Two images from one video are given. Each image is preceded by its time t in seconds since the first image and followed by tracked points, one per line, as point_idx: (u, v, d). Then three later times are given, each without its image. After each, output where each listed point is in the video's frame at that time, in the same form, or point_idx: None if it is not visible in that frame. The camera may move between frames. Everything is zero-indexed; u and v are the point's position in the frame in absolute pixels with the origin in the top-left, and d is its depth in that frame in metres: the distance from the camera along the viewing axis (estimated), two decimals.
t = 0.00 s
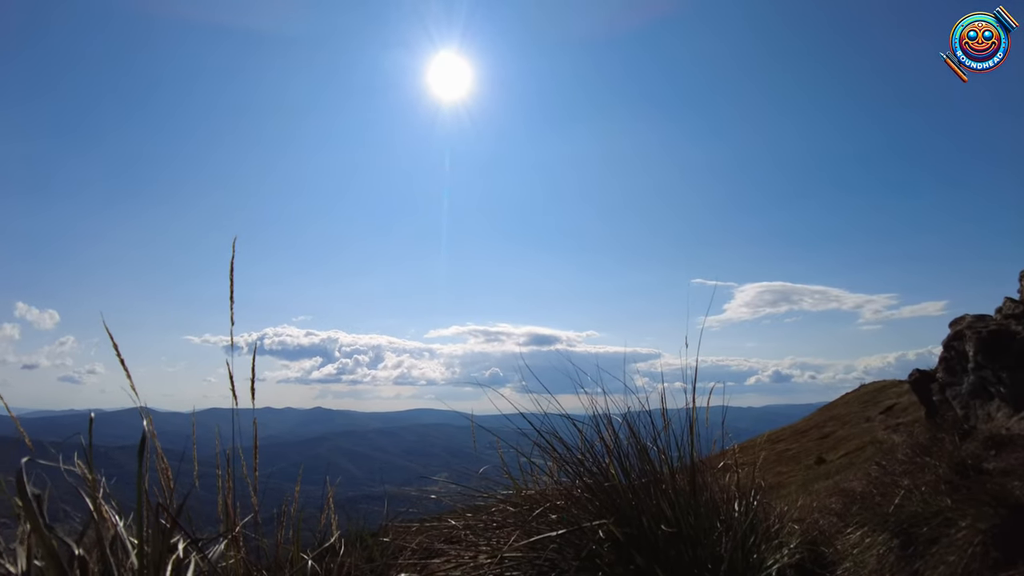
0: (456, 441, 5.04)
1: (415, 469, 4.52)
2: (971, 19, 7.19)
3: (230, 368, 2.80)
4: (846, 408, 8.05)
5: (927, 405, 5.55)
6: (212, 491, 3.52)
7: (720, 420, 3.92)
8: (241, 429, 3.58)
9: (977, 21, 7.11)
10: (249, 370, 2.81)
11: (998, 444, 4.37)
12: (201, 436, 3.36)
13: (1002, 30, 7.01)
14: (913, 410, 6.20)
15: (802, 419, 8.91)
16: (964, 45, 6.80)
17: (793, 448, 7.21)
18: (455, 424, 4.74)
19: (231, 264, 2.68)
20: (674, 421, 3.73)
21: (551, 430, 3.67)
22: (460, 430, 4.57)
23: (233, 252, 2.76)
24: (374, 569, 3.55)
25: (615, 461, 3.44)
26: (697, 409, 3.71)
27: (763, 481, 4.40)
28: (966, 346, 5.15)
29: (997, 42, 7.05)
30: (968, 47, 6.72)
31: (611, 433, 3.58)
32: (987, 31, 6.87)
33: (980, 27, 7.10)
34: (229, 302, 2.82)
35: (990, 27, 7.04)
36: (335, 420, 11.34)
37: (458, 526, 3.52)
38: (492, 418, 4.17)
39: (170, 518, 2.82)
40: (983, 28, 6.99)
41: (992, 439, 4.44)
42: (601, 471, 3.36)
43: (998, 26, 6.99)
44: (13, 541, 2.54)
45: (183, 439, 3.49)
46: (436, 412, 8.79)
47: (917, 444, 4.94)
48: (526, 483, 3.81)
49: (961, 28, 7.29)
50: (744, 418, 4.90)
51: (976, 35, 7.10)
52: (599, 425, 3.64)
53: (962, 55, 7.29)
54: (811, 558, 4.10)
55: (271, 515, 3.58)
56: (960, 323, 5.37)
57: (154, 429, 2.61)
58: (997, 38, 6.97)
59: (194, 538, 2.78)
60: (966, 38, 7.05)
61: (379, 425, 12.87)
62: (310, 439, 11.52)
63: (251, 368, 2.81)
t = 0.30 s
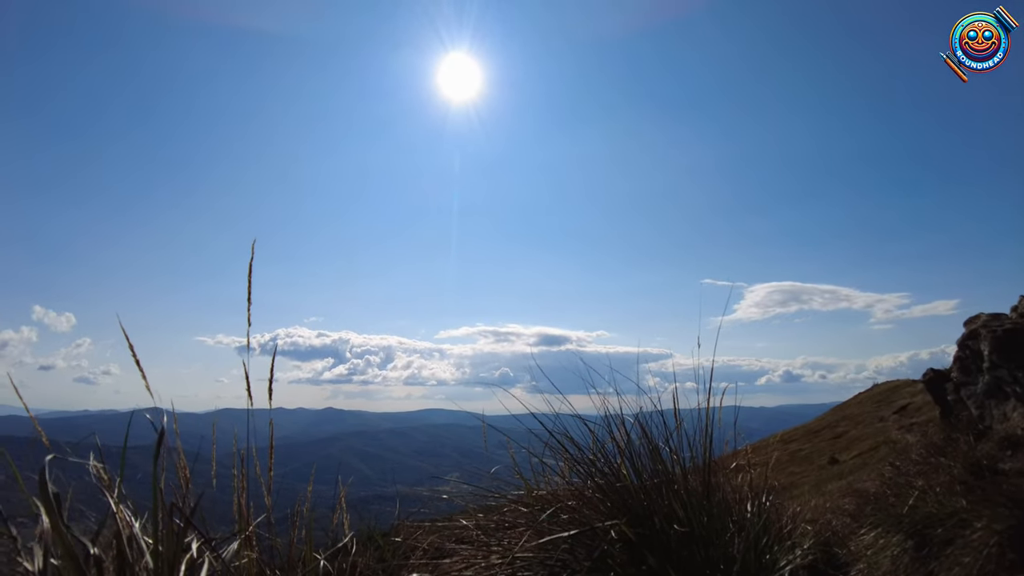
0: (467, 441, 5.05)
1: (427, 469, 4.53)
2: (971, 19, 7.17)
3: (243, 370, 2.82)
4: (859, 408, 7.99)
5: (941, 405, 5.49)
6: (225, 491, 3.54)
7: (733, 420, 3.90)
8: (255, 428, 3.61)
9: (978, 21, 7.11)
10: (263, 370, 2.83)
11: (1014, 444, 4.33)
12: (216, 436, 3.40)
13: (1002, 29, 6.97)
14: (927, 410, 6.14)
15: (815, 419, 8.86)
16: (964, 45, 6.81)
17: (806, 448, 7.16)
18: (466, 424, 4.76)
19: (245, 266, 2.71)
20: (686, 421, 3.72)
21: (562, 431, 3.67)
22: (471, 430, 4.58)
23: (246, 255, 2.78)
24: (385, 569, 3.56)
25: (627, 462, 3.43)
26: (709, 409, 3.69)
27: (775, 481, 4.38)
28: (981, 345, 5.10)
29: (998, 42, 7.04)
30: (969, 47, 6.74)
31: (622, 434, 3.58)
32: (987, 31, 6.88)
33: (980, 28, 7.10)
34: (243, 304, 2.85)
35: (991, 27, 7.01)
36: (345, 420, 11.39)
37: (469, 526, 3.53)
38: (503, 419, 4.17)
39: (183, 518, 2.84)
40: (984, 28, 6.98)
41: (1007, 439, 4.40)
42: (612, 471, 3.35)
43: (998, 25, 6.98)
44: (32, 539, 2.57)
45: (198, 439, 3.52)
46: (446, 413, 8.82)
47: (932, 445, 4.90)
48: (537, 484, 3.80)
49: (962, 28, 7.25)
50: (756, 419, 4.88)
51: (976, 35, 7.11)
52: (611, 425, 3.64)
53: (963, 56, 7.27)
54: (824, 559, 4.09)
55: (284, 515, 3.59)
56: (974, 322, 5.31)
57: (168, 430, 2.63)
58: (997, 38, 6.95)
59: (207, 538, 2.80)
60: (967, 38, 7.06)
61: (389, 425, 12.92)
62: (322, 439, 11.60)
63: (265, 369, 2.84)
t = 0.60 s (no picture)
0: (478, 441, 5.06)
1: (438, 469, 4.54)
2: (972, 19, 7.18)
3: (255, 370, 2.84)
4: (872, 408, 7.92)
5: (956, 405, 5.43)
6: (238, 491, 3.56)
7: (745, 420, 3.88)
8: (267, 428, 3.63)
9: (978, 21, 7.09)
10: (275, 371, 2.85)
11: None
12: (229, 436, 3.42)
13: (1001, 30, 6.92)
14: (941, 410, 6.09)
15: (827, 419, 8.79)
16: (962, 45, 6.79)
17: (818, 448, 7.10)
18: (477, 424, 4.76)
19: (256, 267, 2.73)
20: (698, 421, 3.71)
21: (574, 431, 3.67)
22: (483, 430, 4.58)
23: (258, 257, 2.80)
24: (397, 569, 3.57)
25: (639, 462, 3.42)
26: (722, 409, 3.68)
27: (787, 481, 4.34)
28: (996, 344, 5.05)
29: (997, 43, 7.00)
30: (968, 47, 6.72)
31: (634, 434, 3.57)
32: (986, 31, 6.86)
33: (979, 27, 7.09)
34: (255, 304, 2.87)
35: (992, 27, 7.01)
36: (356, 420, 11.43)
37: (480, 526, 3.53)
38: (514, 419, 4.18)
39: (197, 518, 2.86)
40: (982, 28, 6.97)
41: None
42: (623, 472, 3.34)
43: (997, 25, 6.96)
44: (47, 538, 2.60)
45: (211, 439, 3.55)
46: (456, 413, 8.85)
47: (946, 445, 4.85)
48: (548, 484, 3.80)
49: (962, 28, 7.25)
50: (768, 418, 4.85)
51: (975, 35, 7.09)
52: (622, 425, 3.63)
53: (963, 56, 7.26)
54: (837, 561, 3.99)
55: (296, 514, 3.61)
56: (989, 321, 5.26)
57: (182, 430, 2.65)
58: (997, 39, 6.90)
59: (220, 537, 2.82)
60: (967, 38, 7.04)
61: (400, 426, 12.96)
62: (334, 440, 11.67)
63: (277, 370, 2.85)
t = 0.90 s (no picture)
0: (486, 441, 5.06)
1: (446, 469, 4.54)
2: (972, 18, 7.17)
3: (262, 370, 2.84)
4: (882, 408, 7.87)
5: (966, 405, 5.40)
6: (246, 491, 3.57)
7: (753, 420, 3.87)
8: (275, 428, 3.64)
9: (978, 20, 7.08)
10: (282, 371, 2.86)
11: None
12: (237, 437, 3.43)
13: (1001, 30, 6.90)
14: (951, 410, 6.04)
15: (836, 418, 8.75)
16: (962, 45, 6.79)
17: (827, 448, 7.07)
18: (484, 424, 4.77)
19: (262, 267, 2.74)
20: (707, 422, 3.70)
21: (581, 431, 3.66)
22: (490, 431, 4.58)
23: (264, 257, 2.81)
24: (405, 569, 3.58)
25: (647, 463, 3.41)
26: (730, 409, 3.66)
27: (796, 481, 4.32)
28: (1008, 343, 5.01)
29: (997, 43, 6.98)
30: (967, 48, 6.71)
31: (642, 434, 3.56)
32: (986, 31, 6.86)
33: (979, 27, 7.08)
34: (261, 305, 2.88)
35: (991, 27, 7.02)
36: (363, 420, 11.47)
37: (488, 527, 3.53)
38: (522, 419, 4.18)
39: (205, 518, 2.87)
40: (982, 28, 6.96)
41: None
42: (632, 473, 3.33)
43: (997, 25, 6.95)
44: (57, 538, 2.61)
45: (220, 440, 3.56)
46: (464, 413, 8.87)
47: (957, 446, 4.81)
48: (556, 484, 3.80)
49: (962, 28, 7.23)
50: (777, 418, 4.83)
51: (974, 35, 7.08)
52: (631, 425, 3.62)
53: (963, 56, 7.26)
54: (846, 561, 3.98)
55: (304, 514, 3.62)
56: (1000, 320, 5.22)
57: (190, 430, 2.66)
58: (996, 38, 6.89)
59: (229, 537, 2.83)
60: (966, 37, 7.04)
61: (407, 426, 12.99)
62: (341, 440, 11.71)
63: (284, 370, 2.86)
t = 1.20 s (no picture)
0: (497, 442, 5.07)
1: (457, 469, 4.55)
2: (972, 19, 7.16)
3: (274, 370, 2.86)
4: (895, 408, 7.81)
5: (981, 405, 5.34)
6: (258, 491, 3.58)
7: (765, 420, 3.85)
8: (287, 429, 3.66)
9: (981, 20, 7.09)
10: (294, 371, 2.87)
11: None
12: (250, 437, 3.45)
13: (1003, 29, 6.91)
14: (966, 410, 5.99)
15: (849, 419, 8.69)
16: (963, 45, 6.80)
17: (840, 448, 7.03)
18: (495, 424, 4.77)
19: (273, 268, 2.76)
20: (719, 422, 3.68)
21: (593, 432, 3.66)
22: (501, 431, 4.59)
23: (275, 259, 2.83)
24: (416, 569, 3.58)
25: (659, 463, 3.40)
26: (742, 409, 3.65)
27: (809, 482, 4.28)
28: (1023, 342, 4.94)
29: (999, 42, 6.98)
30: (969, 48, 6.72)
31: (653, 434, 3.56)
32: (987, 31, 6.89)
33: (982, 27, 7.08)
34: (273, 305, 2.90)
35: (990, 27, 7.00)
36: (373, 421, 11.51)
37: (500, 527, 3.53)
38: (532, 419, 4.18)
39: (218, 517, 2.88)
40: (983, 27, 6.97)
41: None
42: (643, 473, 3.32)
43: (999, 25, 6.96)
44: (73, 537, 2.64)
45: (233, 440, 3.59)
46: (475, 413, 8.88)
47: (972, 446, 4.76)
48: (567, 485, 3.80)
49: (962, 28, 7.22)
50: (789, 419, 4.80)
51: (977, 35, 7.09)
52: (642, 426, 3.61)
53: (963, 57, 7.24)
54: (860, 563, 3.89)
55: (317, 514, 3.64)
56: (1015, 319, 5.17)
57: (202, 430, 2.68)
58: (998, 38, 6.90)
59: (241, 537, 2.84)
60: (968, 37, 7.06)
61: (418, 426, 13.02)
62: (353, 440, 11.77)
63: (295, 370, 2.88)
